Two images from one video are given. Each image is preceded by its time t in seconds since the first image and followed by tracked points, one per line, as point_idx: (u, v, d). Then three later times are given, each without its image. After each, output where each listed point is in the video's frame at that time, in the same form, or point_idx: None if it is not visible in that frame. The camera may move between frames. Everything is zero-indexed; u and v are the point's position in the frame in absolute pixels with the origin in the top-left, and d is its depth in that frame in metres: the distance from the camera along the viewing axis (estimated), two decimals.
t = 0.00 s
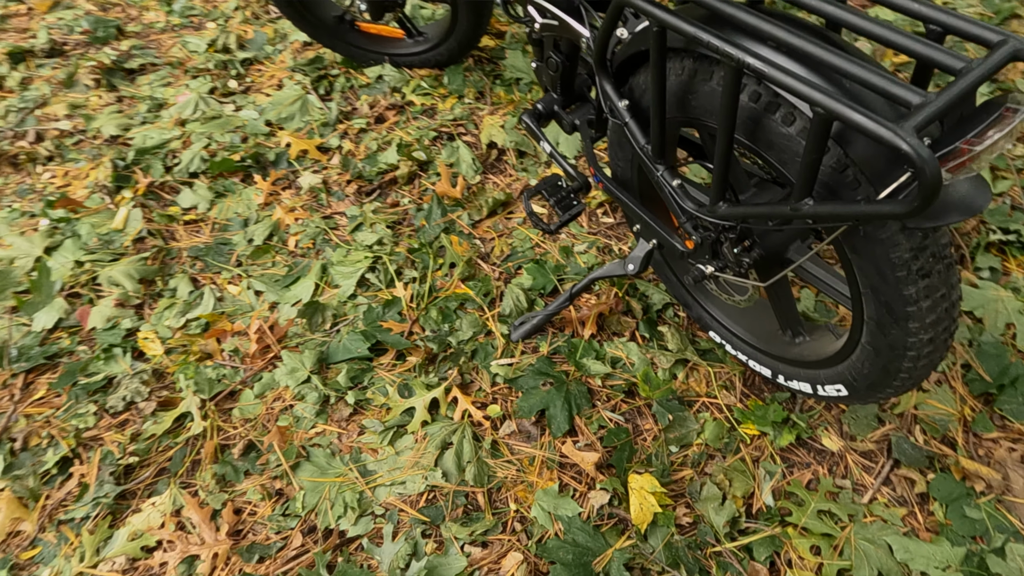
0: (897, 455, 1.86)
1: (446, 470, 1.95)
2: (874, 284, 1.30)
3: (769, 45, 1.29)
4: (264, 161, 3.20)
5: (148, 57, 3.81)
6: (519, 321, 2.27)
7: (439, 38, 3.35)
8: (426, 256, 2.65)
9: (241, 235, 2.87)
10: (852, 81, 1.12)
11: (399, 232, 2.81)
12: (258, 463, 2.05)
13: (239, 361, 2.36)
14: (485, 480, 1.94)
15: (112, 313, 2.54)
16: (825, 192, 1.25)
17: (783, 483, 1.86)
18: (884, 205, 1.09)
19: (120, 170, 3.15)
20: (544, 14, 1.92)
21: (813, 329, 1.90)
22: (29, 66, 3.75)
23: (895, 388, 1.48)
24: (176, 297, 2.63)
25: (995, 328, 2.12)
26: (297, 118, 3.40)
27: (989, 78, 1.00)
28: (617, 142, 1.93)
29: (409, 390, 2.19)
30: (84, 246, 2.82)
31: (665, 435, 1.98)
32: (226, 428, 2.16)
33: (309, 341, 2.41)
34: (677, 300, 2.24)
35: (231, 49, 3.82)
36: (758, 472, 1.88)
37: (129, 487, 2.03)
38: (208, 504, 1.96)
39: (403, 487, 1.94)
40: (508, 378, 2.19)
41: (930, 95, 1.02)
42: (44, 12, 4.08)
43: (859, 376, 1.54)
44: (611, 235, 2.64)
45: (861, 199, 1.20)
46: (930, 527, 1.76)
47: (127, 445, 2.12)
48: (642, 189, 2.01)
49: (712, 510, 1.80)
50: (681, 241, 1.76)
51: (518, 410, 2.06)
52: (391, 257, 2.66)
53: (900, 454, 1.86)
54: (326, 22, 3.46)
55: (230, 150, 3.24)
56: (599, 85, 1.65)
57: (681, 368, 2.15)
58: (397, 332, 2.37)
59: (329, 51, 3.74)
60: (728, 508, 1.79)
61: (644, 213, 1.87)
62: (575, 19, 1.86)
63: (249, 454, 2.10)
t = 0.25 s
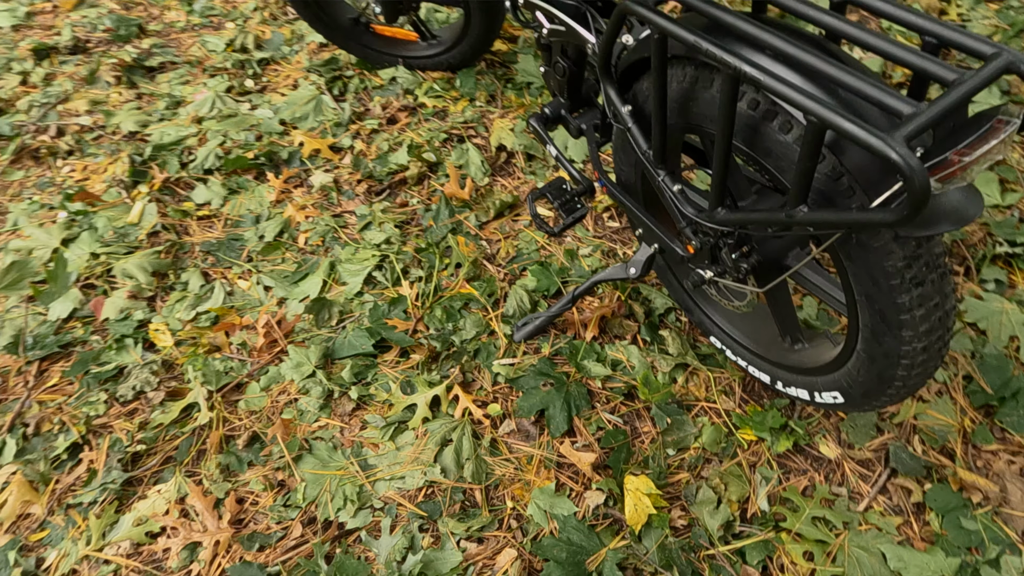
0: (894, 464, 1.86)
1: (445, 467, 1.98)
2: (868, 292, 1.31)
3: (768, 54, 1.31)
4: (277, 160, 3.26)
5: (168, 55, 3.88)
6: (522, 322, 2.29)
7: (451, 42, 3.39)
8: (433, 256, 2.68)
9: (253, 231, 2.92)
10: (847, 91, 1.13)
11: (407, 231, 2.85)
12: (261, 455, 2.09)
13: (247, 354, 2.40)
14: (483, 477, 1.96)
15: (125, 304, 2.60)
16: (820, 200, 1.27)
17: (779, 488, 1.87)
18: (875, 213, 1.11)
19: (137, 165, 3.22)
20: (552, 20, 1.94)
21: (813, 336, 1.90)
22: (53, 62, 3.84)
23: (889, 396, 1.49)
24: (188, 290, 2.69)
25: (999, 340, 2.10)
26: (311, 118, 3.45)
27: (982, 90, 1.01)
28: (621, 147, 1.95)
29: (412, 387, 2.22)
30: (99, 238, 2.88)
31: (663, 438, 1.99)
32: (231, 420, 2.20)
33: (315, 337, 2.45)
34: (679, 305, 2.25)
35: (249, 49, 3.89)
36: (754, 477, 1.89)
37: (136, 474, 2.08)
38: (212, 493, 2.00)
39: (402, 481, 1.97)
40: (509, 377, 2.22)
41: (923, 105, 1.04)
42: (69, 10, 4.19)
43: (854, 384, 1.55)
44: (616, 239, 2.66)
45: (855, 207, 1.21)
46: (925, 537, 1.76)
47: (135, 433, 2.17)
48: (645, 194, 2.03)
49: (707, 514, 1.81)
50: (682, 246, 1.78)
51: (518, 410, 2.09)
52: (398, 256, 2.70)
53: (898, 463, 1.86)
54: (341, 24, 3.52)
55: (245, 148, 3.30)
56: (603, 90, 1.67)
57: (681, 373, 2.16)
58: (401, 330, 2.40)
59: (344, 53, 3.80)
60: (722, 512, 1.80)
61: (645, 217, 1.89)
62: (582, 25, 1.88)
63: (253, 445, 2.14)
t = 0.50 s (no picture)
0: (894, 476, 1.86)
1: (446, 463, 2.01)
2: (866, 301, 1.32)
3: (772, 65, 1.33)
4: (294, 158, 3.32)
5: (192, 54, 3.97)
6: (527, 324, 2.32)
7: (468, 46, 3.44)
8: (442, 256, 2.72)
9: (268, 228, 2.98)
10: (845, 103, 1.15)
11: (419, 232, 2.89)
12: (268, 446, 2.14)
13: (257, 348, 2.46)
14: (483, 475, 1.99)
15: (142, 296, 2.67)
16: (819, 209, 1.28)
17: (777, 496, 1.87)
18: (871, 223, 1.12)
19: (158, 161, 3.30)
20: (564, 27, 1.96)
21: (815, 345, 1.91)
22: (81, 59, 3.95)
23: (887, 407, 1.49)
24: (203, 284, 2.75)
25: (1005, 355, 2.09)
26: (328, 118, 3.51)
27: (979, 104, 1.02)
28: (629, 152, 1.97)
29: (417, 384, 2.26)
30: (120, 231, 2.96)
31: (663, 443, 2.00)
32: (240, 411, 2.25)
33: (325, 332, 2.49)
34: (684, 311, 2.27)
35: (270, 50, 3.97)
36: (753, 484, 1.90)
37: (146, 460, 2.13)
38: (219, 481, 2.05)
39: (404, 477, 2.00)
40: (513, 378, 2.25)
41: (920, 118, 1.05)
42: (98, 8, 4.30)
43: (853, 394, 1.56)
44: (624, 245, 2.68)
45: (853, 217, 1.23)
46: (922, 549, 1.75)
47: (147, 420, 2.23)
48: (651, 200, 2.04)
49: (704, 519, 1.82)
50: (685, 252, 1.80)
51: (521, 410, 2.11)
52: (408, 255, 2.74)
53: (898, 475, 1.86)
54: (361, 26, 3.58)
55: (263, 146, 3.37)
56: (610, 97, 1.70)
57: (684, 378, 2.17)
58: (409, 328, 2.44)
59: (363, 55, 3.86)
60: (719, 518, 1.81)
61: (651, 223, 1.91)
62: (594, 33, 1.90)
63: (260, 436, 2.18)
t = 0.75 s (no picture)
0: (893, 485, 1.86)
1: (447, 460, 2.04)
2: (863, 310, 1.33)
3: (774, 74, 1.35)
4: (309, 158, 3.38)
5: (213, 54, 4.05)
6: (532, 325, 2.34)
7: (483, 51, 3.48)
8: (450, 257, 2.76)
9: (280, 225, 3.04)
10: (843, 113, 1.17)
11: (428, 232, 2.93)
12: (274, 438, 2.18)
13: (267, 342, 2.50)
14: (483, 473, 2.02)
15: (157, 288, 2.73)
16: (817, 217, 1.30)
17: (774, 503, 1.88)
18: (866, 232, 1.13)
19: (176, 157, 3.38)
20: (573, 34, 1.96)
21: (816, 354, 1.91)
22: (106, 56, 4.04)
23: (884, 416, 1.50)
24: (216, 278, 2.80)
25: (1010, 369, 2.08)
26: (343, 119, 3.57)
27: (974, 116, 1.03)
28: (635, 158, 1.99)
29: (421, 382, 2.29)
30: (137, 225, 3.03)
31: (662, 446, 2.02)
32: (248, 403, 2.30)
33: (333, 328, 2.54)
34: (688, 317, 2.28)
35: (289, 51, 4.04)
36: (751, 490, 1.91)
37: (156, 448, 2.18)
38: (225, 471, 2.10)
39: (406, 472, 2.03)
40: (516, 378, 2.27)
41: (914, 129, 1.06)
42: (124, 7, 4.40)
43: (850, 402, 1.56)
44: (631, 249, 2.70)
45: (850, 226, 1.24)
46: (919, 560, 1.75)
47: (157, 409, 2.28)
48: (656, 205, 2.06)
49: (700, 523, 1.83)
50: (688, 257, 1.81)
51: (523, 410, 2.14)
52: (417, 255, 2.78)
53: (896, 485, 1.85)
54: (378, 29, 3.64)
55: (278, 145, 3.43)
56: (616, 102, 1.73)
57: (686, 383, 2.18)
58: (415, 326, 2.48)
59: (379, 58, 3.92)
60: (716, 522, 1.82)
61: (654, 228, 1.92)
62: (602, 40, 1.91)
63: (266, 428, 2.23)
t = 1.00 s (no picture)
0: (891, 495, 1.86)
1: (448, 458, 2.06)
2: (858, 318, 1.34)
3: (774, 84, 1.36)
4: (322, 158, 3.43)
5: (231, 54, 4.13)
6: (536, 327, 2.37)
7: (495, 56, 3.52)
8: (458, 258, 2.79)
9: (292, 224, 3.09)
10: (841, 123, 1.19)
11: (437, 233, 2.97)
12: (279, 431, 2.22)
13: (275, 338, 2.55)
14: (483, 471, 2.04)
15: (170, 283, 2.78)
16: (814, 225, 1.31)
17: (771, 509, 1.89)
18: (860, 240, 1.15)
19: (192, 155, 3.44)
20: (582, 40, 1.98)
21: (816, 362, 1.91)
22: (128, 55, 4.13)
23: (880, 424, 1.50)
24: (228, 274, 2.86)
25: (1015, 382, 2.07)
26: (357, 120, 3.62)
27: (969, 128, 1.04)
28: (640, 163, 2.01)
29: (425, 381, 2.32)
30: (153, 221, 3.09)
31: (661, 450, 2.03)
32: (255, 397, 2.34)
33: (340, 326, 2.58)
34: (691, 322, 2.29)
35: (306, 52, 4.10)
36: (748, 496, 1.92)
37: (164, 438, 2.23)
38: (230, 462, 2.14)
39: (407, 468, 2.06)
40: (518, 379, 2.29)
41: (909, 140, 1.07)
42: (146, 8, 4.50)
43: (847, 410, 1.57)
44: (637, 255, 2.72)
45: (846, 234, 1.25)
46: (915, 570, 1.75)
47: (167, 401, 2.33)
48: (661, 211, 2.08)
49: (696, 526, 1.85)
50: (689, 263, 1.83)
51: (524, 410, 2.16)
52: (425, 256, 2.82)
53: (895, 495, 1.85)
54: (393, 33, 3.69)
55: (293, 145, 3.48)
56: (621, 109, 1.75)
57: (686, 389, 2.20)
58: (421, 326, 2.51)
59: (394, 61, 3.97)
60: (712, 526, 1.83)
61: (657, 233, 1.94)
62: (610, 47, 1.93)
63: (272, 422, 2.27)
